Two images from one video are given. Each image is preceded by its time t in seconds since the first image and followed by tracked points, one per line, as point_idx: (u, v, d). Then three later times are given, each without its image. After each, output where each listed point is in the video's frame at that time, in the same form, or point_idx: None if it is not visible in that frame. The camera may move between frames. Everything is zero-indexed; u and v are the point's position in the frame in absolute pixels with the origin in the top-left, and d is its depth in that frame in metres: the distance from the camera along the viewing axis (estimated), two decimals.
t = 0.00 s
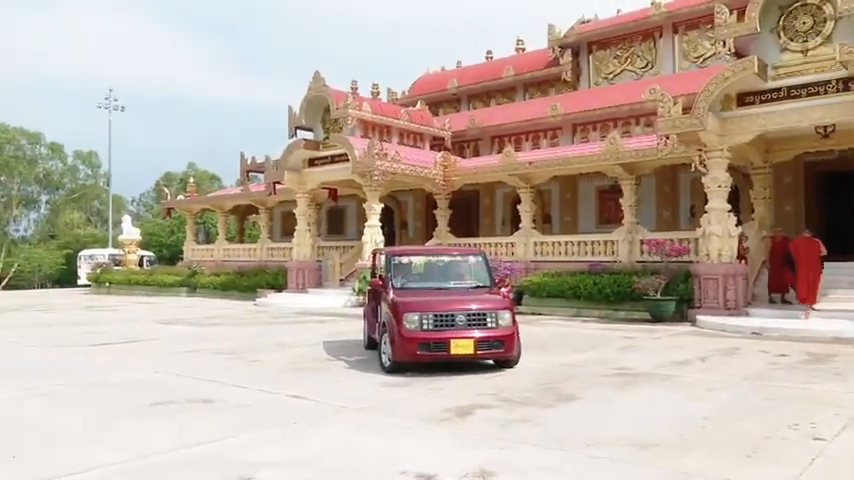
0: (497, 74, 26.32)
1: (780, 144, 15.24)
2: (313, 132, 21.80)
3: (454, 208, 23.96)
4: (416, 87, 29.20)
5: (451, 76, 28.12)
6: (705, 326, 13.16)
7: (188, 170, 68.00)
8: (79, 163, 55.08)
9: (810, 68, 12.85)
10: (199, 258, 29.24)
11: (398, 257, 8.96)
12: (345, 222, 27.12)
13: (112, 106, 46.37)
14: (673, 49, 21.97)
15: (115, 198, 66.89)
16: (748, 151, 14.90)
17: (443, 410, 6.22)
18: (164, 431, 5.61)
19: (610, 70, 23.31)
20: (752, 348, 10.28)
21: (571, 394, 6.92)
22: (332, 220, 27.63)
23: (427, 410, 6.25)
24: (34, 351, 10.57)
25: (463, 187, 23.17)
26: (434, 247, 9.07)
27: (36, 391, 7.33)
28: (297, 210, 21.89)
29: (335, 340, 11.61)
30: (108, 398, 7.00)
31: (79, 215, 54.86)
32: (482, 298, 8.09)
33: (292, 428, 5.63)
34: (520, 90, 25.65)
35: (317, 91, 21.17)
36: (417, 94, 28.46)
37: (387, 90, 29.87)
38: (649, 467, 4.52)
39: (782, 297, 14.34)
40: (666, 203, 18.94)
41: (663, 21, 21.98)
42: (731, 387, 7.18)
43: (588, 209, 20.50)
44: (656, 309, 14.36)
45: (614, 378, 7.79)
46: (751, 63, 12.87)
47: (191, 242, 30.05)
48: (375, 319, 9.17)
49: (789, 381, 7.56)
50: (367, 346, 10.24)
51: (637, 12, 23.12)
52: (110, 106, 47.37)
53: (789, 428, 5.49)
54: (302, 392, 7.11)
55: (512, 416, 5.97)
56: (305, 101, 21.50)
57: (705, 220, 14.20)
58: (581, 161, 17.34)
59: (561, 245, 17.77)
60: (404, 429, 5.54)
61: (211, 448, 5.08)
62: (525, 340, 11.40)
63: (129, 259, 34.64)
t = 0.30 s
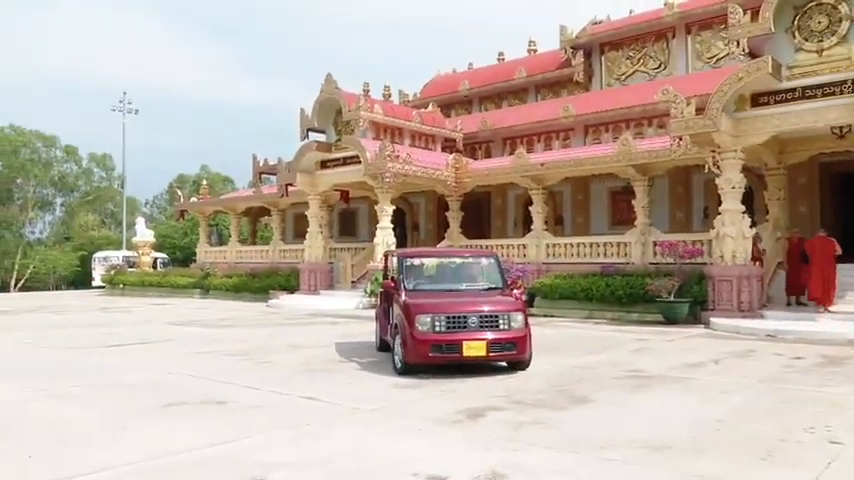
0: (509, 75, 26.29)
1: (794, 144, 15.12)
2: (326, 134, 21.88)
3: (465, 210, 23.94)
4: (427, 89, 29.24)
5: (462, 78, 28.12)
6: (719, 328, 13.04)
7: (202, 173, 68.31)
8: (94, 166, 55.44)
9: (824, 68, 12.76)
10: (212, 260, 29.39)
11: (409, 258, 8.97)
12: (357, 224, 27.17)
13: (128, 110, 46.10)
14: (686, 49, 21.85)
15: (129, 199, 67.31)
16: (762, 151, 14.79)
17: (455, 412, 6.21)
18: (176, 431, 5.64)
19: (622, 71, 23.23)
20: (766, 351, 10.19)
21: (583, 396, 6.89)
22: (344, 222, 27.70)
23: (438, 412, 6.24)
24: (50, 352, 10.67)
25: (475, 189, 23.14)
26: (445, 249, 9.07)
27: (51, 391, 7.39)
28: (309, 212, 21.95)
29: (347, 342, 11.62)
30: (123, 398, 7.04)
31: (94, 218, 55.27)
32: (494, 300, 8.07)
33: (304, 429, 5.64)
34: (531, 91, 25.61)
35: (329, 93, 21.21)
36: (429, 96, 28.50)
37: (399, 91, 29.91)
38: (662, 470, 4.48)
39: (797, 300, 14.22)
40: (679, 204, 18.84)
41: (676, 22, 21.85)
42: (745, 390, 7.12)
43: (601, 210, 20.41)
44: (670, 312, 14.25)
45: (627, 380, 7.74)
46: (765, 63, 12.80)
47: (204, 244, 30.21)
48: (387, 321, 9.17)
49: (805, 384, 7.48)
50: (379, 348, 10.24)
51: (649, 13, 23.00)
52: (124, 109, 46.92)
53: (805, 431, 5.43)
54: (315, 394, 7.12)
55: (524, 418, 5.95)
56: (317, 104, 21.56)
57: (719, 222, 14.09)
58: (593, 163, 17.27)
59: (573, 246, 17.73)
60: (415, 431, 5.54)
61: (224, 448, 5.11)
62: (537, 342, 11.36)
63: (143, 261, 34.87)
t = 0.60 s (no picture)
0: (521, 76, 26.23)
1: (810, 144, 14.99)
2: (338, 136, 21.93)
3: (477, 212, 23.91)
4: (439, 90, 29.27)
5: (475, 79, 28.12)
6: (733, 331, 12.90)
7: (215, 175, 68.64)
8: (108, 169, 55.83)
9: (841, 68, 12.62)
10: (225, 262, 29.51)
11: (422, 260, 8.96)
12: (369, 225, 27.20)
13: (141, 112, 46.59)
14: (700, 49, 21.68)
15: (143, 201, 67.79)
16: (777, 152, 14.66)
17: (467, 413, 6.18)
18: (190, 432, 5.66)
19: (635, 71, 23.16)
20: (782, 353, 10.08)
21: (597, 398, 6.85)
22: (357, 224, 27.73)
23: (450, 413, 6.22)
24: (64, 354, 10.75)
25: (487, 190, 23.11)
26: (459, 250, 9.05)
27: (67, 392, 7.44)
28: (322, 213, 21.98)
29: (360, 343, 11.64)
30: (137, 399, 7.08)
31: (109, 220, 55.67)
32: (508, 302, 8.04)
33: (317, 430, 5.64)
34: (544, 92, 25.57)
35: (341, 95, 21.22)
36: (441, 98, 28.53)
37: (411, 93, 29.93)
38: (677, 473, 4.44)
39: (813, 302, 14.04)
40: (694, 205, 18.72)
41: (690, 22, 21.66)
42: (761, 393, 7.04)
43: (614, 211, 20.29)
44: (684, 315, 14.12)
45: (641, 383, 7.69)
46: (780, 63, 12.70)
47: (217, 246, 30.34)
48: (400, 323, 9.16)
49: (821, 386, 7.39)
50: (392, 349, 10.21)
51: (663, 13, 22.84)
52: (139, 112, 47.49)
53: (822, 435, 5.36)
54: (328, 395, 7.13)
55: (537, 420, 5.92)
56: (329, 105, 21.59)
57: (733, 223, 13.95)
58: (606, 164, 17.18)
59: (586, 248, 17.66)
60: (428, 433, 5.52)
61: (238, 449, 5.12)
62: (550, 343, 11.30)
63: (157, 262, 35.08)
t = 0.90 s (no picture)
0: (531, 77, 26.18)
1: (823, 144, 14.85)
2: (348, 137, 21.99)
3: (488, 213, 23.89)
4: (450, 91, 29.27)
5: (485, 80, 28.09)
6: (745, 332, 12.81)
7: (226, 176, 68.96)
8: (121, 170, 56.21)
9: None
10: (236, 263, 29.63)
11: (433, 261, 8.96)
12: (379, 226, 27.23)
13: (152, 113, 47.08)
14: (711, 49, 21.55)
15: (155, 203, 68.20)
16: (790, 152, 14.56)
17: (477, 415, 6.18)
18: (201, 432, 5.69)
19: (646, 71, 23.05)
20: (795, 355, 10.00)
21: (608, 400, 6.82)
22: (367, 225, 27.78)
23: (461, 415, 6.21)
24: (77, 354, 10.83)
25: (497, 191, 23.08)
26: (470, 251, 9.04)
27: (80, 392, 7.49)
28: (332, 214, 22.01)
29: (370, 344, 11.65)
30: (149, 399, 7.13)
31: (121, 221, 56.03)
32: (519, 303, 8.02)
33: (328, 431, 5.65)
34: (554, 93, 25.52)
35: (351, 96, 21.27)
36: (451, 99, 28.52)
37: (421, 94, 29.95)
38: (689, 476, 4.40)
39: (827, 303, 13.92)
40: (705, 206, 18.62)
41: (701, 22, 21.55)
42: (773, 395, 6.99)
43: (625, 212, 20.21)
44: (696, 316, 14.05)
45: (652, 384, 7.65)
46: (792, 63, 12.61)
47: (228, 247, 30.47)
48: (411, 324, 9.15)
49: (835, 389, 7.32)
50: (402, 351, 10.22)
51: (674, 12, 22.73)
52: (150, 113, 48.02)
53: (837, 438, 5.30)
54: (338, 395, 7.15)
55: (548, 422, 5.90)
56: (340, 107, 21.66)
57: (745, 224, 13.85)
58: (617, 165, 17.12)
59: (597, 249, 17.60)
60: (439, 434, 5.52)
61: (249, 449, 5.14)
62: (560, 344, 11.27)
63: (169, 264, 35.27)
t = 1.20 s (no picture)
0: (541, 77, 26.14)
1: (837, 144, 14.73)
2: (358, 137, 22.04)
3: (497, 213, 23.86)
4: (459, 92, 29.26)
5: (494, 81, 28.06)
6: (758, 333, 12.72)
7: (236, 177, 69.23)
8: (132, 171, 56.51)
9: None
10: (246, 263, 29.73)
11: (443, 261, 8.95)
12: (389, 227, 27.25)
13: (164, 114, 47.41)
14: (723, 48, 21.42)
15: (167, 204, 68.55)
16: (802, 151, 14.45)
17: (487, 415, 6.17)
18: (213, 431, 5.72)
19: (657, 71, 22.95)
20: (808, 356, 9.93)
21: (619, 400, 6.79)
22: (377, 225, 27.81)
23: (471, 415, 6.20)
24: (89, 354, 10.89)
25: (507, 191, 23.04)
26: (480, 252, 9.03)
27: (92, 392, 7.55)
28: (342, 215, 22.05)
29: (380, 344, 11.65)
30: (161, 399, 7.17)
31: (132, 221, 56.32)
32: (530, 304, 8.00)
33: (339, 431, 5.67)
34: (564, 93, 25.46)
35: (361, 97, 21.31)
36: (461, 99, 28.50)
37: (430, 94, 29.97)
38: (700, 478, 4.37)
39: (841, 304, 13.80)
40: (717, 206, 18.52)
41: (712, 21, 21.43)
42: (786, 397, 6.94)
43: (636, 212, 20.13)
44: (707, 317, 13.99)
45: (663, 385, 7.62)
46: (805, 62, 12.51)
47: (239, 247, 30.57)
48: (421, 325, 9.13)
49: (849, 390, 7.26)
50: (413, 351, 10.22)
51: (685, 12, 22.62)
52: (162, 115, 48.35)
53: (851, 439, 5.26)
54: (349, 395, 7.16)
55: (559, 422, 5.89)
56: (350, 107, 21.71)
57: (758, 224, 13.75)
58: (627, 165, 17.05)
59: (607, 249, 17.55)
60: (449, 434, 5.52)
61: (260, 448, 5.16)
62: (571, 345, 11.24)
63: (180, 264, 35.43)
